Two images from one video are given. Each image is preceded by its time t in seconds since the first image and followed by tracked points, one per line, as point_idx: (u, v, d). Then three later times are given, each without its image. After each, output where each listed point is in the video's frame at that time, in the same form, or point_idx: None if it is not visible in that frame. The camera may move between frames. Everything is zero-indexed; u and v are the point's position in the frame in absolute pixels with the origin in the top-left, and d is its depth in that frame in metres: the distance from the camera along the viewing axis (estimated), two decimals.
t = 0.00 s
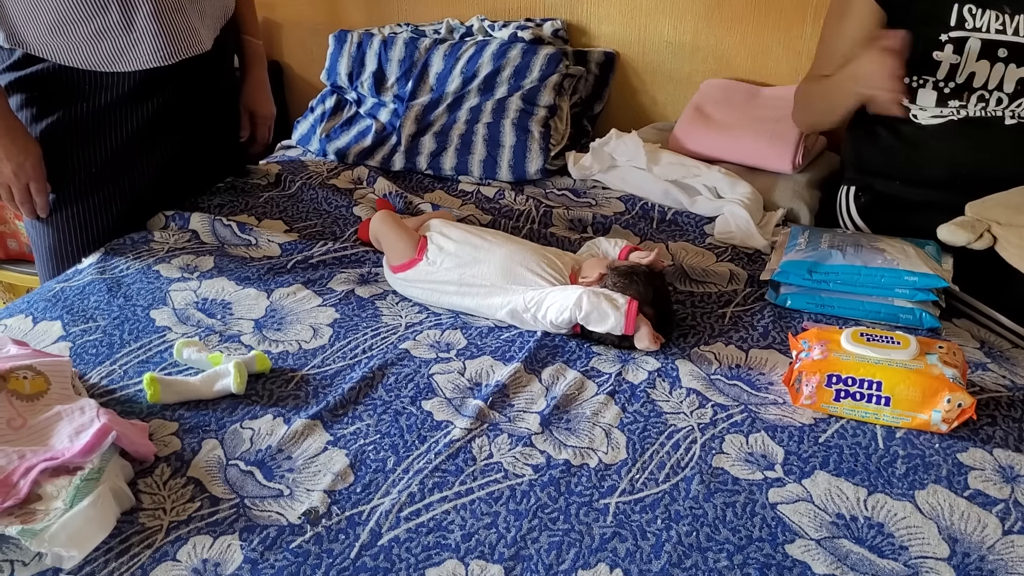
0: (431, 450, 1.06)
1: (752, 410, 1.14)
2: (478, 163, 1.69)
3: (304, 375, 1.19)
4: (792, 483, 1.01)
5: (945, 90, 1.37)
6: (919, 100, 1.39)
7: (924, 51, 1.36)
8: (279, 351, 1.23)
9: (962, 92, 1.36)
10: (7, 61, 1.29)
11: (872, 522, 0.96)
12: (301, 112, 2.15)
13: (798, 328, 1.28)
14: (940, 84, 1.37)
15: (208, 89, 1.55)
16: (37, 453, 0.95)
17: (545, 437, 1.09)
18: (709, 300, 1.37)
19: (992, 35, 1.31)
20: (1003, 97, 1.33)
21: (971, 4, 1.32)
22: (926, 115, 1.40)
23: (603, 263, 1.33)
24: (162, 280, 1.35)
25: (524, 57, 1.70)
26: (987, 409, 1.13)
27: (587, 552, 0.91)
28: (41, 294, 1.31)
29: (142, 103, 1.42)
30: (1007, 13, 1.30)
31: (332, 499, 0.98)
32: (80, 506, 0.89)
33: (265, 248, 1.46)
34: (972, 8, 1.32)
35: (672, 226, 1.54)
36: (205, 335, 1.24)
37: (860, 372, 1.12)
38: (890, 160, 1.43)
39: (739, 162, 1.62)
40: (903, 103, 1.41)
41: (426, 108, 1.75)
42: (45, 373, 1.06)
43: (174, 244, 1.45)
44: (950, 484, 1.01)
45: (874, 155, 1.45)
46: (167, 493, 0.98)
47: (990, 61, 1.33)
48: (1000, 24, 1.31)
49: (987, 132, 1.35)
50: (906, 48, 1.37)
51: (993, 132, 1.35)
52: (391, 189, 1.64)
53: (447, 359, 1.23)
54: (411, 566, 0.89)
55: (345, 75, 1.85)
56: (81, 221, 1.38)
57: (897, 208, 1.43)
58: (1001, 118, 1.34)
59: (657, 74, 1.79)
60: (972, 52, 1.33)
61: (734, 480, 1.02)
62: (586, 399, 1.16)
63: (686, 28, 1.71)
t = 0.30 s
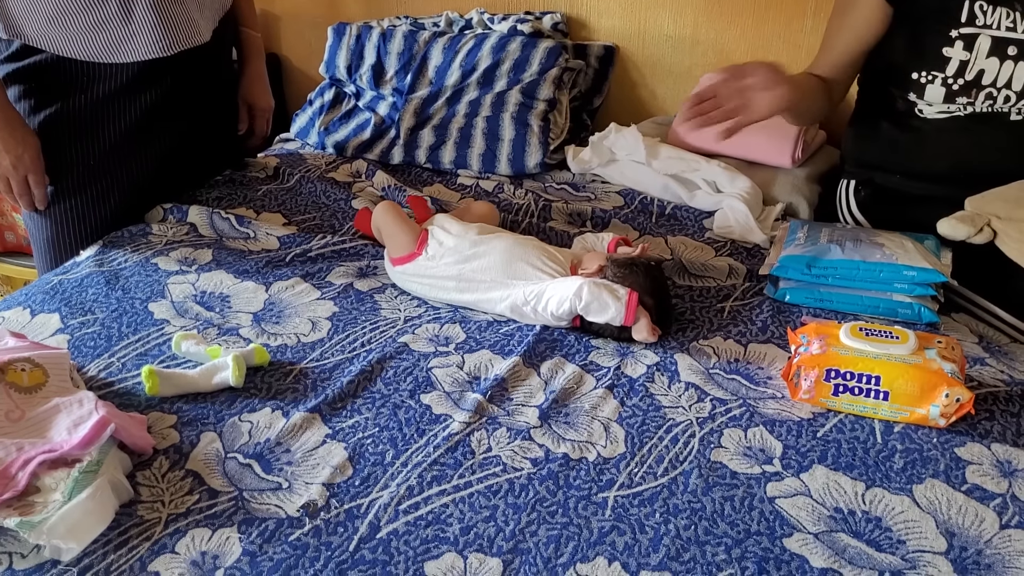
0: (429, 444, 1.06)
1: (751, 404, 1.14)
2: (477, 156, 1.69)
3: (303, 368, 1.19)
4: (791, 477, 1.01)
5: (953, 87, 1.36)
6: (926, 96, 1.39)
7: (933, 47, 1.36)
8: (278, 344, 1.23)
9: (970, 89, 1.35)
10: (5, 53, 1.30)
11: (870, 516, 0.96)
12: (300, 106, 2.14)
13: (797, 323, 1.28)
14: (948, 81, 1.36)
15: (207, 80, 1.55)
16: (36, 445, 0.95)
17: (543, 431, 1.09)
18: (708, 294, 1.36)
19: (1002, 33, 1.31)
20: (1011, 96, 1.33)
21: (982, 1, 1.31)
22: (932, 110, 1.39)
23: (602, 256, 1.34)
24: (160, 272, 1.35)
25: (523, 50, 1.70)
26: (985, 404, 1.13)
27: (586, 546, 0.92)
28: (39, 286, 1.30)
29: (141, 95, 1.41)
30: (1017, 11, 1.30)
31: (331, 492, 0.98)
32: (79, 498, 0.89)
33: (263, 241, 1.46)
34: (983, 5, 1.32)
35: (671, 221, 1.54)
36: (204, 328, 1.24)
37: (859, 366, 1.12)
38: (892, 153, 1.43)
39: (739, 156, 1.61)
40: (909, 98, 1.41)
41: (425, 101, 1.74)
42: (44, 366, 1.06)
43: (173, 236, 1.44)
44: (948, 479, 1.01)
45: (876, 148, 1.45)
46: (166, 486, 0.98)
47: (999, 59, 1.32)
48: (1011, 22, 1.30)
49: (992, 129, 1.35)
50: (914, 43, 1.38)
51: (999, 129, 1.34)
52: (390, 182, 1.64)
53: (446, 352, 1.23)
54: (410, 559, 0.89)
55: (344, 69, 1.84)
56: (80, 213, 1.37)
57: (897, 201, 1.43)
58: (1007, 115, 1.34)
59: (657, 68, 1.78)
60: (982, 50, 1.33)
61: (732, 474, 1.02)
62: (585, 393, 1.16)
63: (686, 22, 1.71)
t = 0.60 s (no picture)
0: (428, 442, 1.06)
1: (748, 403, 1.14)
2: (476, 154, 1.69)
3: (302, 366, 1.19)
4: (788, 476, 1.02)
5: (945, 85, 1.39)
6: (918, 93, 1.42)
7: (926, 44, 1.38)
8: (276, 341, 1.23)
9: (961, 88, 1.38)
10: (4, 50, 1.29)
11: (867, 515, 0.96)
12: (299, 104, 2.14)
13: (795, 322, 1.29)
14: (940, 79, 1.39)
15: (206, 79, 1.55)
16: (34, 442, 0.95)
17: (541, 429, 1.09)
18: (706, 293, 1.37)
19: (994, 32, 1.33)
20: (1002, 95, 1.36)
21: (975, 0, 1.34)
22: (925, 108, 1.42)
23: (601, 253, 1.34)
24: (159, 270, 1.35)
25: (523, 49, 1.70)
26: (982, 403, 1.13)
27: (583, 544, 0.92)
28: (38, 283, 1.30)
29: (140, 92, 1.41)
30: (1010, 11, 1.32)
31: (329, 490, 0.98)
32: (77, 495, 0.90)
33: (262, 239, 1.46)
34: (975, 4, 1.34)
35: (670, 219, 1.55)
36: (203, 325, 1.24)
37: (856, 364, 1.12)
38: (890, 150, 1.42)
39: (737, 155, 1.61)
40: (902, 95, 1.43)
41: (425, 99, 1.74)
42: (43, 363, 1.06)
43: (172, 234, 1.44)
44: (946, 478, 1.01)
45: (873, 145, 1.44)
46: (163, 483, 0.98)
47: (990, 58, 1.35)
48: (1002, 21, 1.33)
49: (988, 127, 1.35)
50: (909, 40, 1.40)
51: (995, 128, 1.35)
52: (389, 180, 1.64)
53: (444, 350, 1.23)
54: (408, 557, 0.90)
55: (343, 66, 1.84)
56: (79, 210, 1.38)
57: (895, 200, 1.42)
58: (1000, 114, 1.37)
59: (656, 67, 1.79)
60: (973, 49, 1.35)
61: (730, 472, 1.02)
62: (583, 391, 1.16)
63: (685, 21, 1.71)
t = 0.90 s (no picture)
0: (426, 441, 1.06)
1: (746, 403, 1.14)
2: (474, 154, 1.69)
3: (299, 365, 1.19)
4: (786, 476, 1.02)
5: (950, 93, 1.38)
6: (923, 101, 1.40)
7: (931, 53, 1.37)
8: (274, 340, 1.23)
9: (967, 95, 1.37)
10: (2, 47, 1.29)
11: (864, 515, 0.96)
12: (297, 103, 2.14)
13: (792, 322, 1.29)
14: (945, 88, 1.37)
15: (206, 75, 1.53)
16: (30, 441, 0.95)
17: (539, 428, 1.09)
18: (703, 292, 1.37)
19: (998, 39, 1.31)
20: (1008, 101, 1.35)
21: (977, 9, 1.32)
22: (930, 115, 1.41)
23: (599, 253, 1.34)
24: (156, 268, 1.35)
25: (521, 49, 1.70)
26: (979, 404, 1.13)
27: (580, 544, 0.92)
28: (34, 281, 1.30)
29: (139, 89, 1.39)
30: (1013, 17, 1.30)
31: (326, 489, 0.98)
32: (73, 494, 0.89)
33: (260, 238, 1.46)
34: (978, 12, 1.32)
35: (668, 219, 1.55)
36: (200, 324, 1.24)
37: (853, 364, 1.12)
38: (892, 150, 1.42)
39: (734, 155, 1.61)
40: (907, 102, 1.42)
41: (423, 99, 1.74)
42: (39, 361, 1.06)
43: (169, 232, 1.44)
44: (942, 478, 1.02)
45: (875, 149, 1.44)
46: (160, 482, 0.98)
47: (995, 65, 1.33)
48: (1007, 29, 1.31)
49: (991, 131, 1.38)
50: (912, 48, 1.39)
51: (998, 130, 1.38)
52: (387, 179, 1.64)
53: (442, 349, 1.23)
54: (405, 556, 0.90)
55: (342, 65, 1.84)
56: (77, 208, 1.37)
57: (894, 199, 1.42)
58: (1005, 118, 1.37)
59: (655, 67, 1.79)
60: (977, 57, 1.33)
61: (727, 472, 1.02)
62: (581, 391, 1.16)
63: (684, 22, 1.71)
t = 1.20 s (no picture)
0: (423, 442, 1.06)
1: (743, 404, 1.14)
2: (472, 155, 1.69)
3: (297, 365, 1.19)
4: (782, 478, 1.02)
5: (943, 93, 1.37)
6: (916, 100, 1.40)
7: (925, 52, 1.37)
8: (272, 341, 1.23)
9: (959, 96, 1.36)
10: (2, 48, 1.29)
11: (860, 517, 0.96)
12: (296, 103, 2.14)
13: (790, 324, 1.28)
14: (938, 87, 1.37)
15: (203, 78, 1.54)
16: (29, 441, 0.95)
17: (536, 429, 1.09)
18: (700, 294, 1.37)
19: (992, 41, 1.31)
20: (1000, 103, 1.33)
21: (973, 9, 1.32)
22: (923, 115, 1.40)
23: (594, 258, 1.33)
24: (155, 268, 1.35)
25: (520, 49, 1.70)
26: (976, 406, 1.13)
27: (577, 545, 0.92)
28: (33, 282, 1.30)
29: (137, 92, 1.41)
30: (1009, 19, 1.30)
31: (323, 489, 0.98)
32: (70, 494, 0.90)
33: (258, 238, 1.46)
34: (974, 13, 1.32)
35: (666, 220, 1.55)
36: (198, 325, 1.24)
37: (850, 366, 1.12)
38: (883, 152, 1.43)
39: (732, 157, 1.61)
40: (900, 102, 1.42)
41: (422, 100, 1.74)
42: (38, 361, 1.06)
43: (168, 232, 1.44)
44: (939, 480, 1.02)
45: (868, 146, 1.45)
46: (158, 482, 0.98)
47: (989, 67, 1.32)
48: (1001, 31, 1.31)
49: (983, 132, 1.35)
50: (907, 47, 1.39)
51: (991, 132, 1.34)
52: (385, 180, 1.64)
53: (439, 350, 1.24)
54: (401, 557, 0.90)
55: (340, 66, 1.84)
56: (75, 209, 1.37)
57: (889, 202, 1.43)
58: (998, 121, 1.34)
59: (653, 68, 1.79)
60: (971, 58, 1.33)
61: (724, 473, 1.02)
62: (578, 392, 1.16)
63: (682, 23, 1.71)
